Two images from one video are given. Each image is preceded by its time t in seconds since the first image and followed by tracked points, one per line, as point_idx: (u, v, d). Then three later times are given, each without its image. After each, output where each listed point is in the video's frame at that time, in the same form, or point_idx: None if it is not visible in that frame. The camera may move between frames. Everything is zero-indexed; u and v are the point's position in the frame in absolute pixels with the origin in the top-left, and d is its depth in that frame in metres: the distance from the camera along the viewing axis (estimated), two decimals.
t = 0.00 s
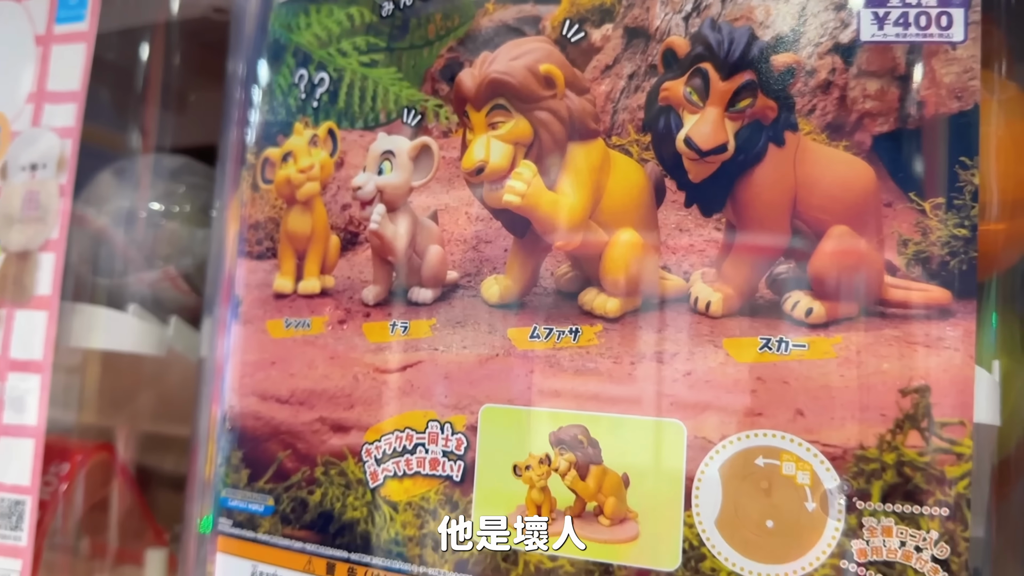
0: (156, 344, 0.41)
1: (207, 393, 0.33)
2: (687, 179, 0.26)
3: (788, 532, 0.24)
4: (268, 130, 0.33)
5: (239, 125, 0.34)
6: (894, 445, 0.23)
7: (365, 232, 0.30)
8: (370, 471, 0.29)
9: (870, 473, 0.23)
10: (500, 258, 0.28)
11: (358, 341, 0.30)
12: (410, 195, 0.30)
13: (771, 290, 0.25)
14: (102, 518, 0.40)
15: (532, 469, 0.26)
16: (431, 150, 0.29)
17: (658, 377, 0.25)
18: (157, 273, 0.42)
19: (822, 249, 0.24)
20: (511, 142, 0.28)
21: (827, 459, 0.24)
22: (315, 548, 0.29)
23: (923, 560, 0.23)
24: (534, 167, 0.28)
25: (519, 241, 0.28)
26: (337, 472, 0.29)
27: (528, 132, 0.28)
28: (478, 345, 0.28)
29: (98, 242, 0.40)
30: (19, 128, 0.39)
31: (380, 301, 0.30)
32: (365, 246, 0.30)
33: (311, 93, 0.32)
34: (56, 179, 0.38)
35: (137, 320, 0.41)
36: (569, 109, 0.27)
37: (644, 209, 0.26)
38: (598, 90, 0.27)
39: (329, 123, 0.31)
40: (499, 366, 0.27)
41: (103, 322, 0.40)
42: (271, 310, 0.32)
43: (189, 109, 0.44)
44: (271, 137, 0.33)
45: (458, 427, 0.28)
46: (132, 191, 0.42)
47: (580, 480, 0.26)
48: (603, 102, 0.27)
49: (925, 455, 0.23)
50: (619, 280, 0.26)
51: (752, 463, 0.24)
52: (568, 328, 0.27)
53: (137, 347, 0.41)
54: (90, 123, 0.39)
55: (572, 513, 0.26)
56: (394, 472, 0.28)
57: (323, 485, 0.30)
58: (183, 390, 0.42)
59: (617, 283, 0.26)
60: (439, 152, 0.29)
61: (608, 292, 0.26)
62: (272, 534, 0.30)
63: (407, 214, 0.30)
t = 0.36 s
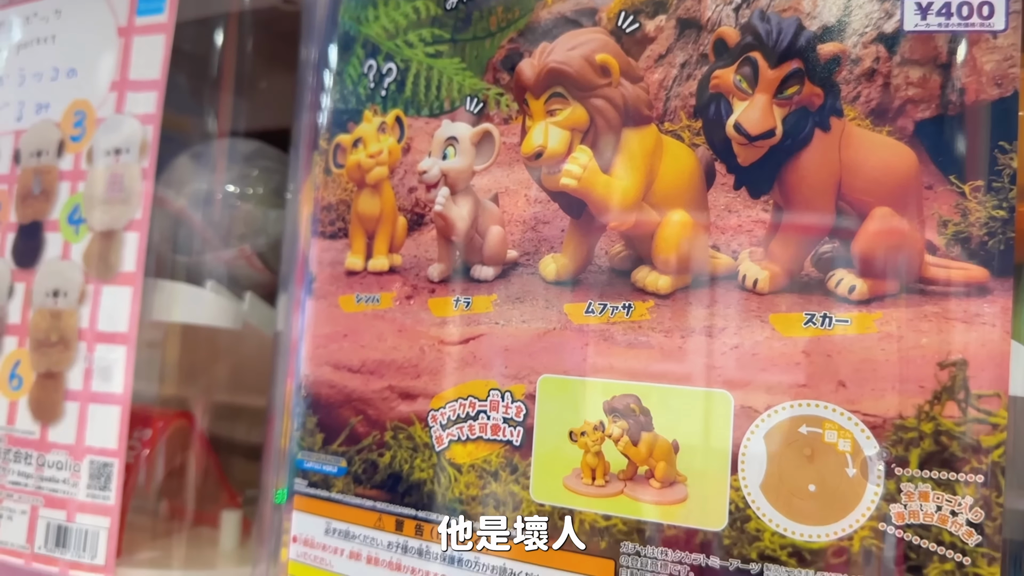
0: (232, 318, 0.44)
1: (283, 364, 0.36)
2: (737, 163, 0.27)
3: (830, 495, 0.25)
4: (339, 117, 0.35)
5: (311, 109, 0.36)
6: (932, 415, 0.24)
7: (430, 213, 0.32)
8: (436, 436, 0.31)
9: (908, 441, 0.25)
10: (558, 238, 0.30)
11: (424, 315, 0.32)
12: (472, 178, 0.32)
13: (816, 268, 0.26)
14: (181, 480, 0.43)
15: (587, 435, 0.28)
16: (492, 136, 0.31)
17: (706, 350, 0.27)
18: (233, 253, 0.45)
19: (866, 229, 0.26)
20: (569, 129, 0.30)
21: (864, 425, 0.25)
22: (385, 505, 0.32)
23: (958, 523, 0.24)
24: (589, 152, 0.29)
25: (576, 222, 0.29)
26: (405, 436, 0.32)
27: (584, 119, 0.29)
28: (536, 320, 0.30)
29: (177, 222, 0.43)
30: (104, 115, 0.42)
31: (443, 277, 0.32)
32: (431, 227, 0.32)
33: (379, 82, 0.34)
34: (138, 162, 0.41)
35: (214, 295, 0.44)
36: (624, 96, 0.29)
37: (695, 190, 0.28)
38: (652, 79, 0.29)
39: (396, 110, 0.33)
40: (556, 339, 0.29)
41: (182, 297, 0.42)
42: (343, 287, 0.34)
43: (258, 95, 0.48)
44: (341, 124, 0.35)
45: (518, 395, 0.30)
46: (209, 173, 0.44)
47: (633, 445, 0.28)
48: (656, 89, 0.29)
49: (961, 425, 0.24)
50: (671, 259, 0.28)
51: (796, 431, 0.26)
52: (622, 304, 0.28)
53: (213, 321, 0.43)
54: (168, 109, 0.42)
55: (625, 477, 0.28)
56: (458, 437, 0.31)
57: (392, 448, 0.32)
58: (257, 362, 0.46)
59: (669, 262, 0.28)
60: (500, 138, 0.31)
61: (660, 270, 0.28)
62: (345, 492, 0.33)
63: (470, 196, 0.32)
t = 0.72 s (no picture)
0: (327, 263, 0.46)
1: (379, 300, 0.39)
2: (825, 95, 0.28)
3: (913, 416, 0.26)
4: (431, 64, 0.37)
5: (401, 80, 0.39)
6: (1015, 339, 0.25)
7: (519, 153, 0.34)
8: (524, 364, 0.33)
9: (991, 365, 0.25)
10: (645, 173, 0.31)
11: (513, 252, 0.34)
12: (561, 118, 0.33)
13: (902, 198, 0.26)
14: (278, 418, 0.46)
15: (672, 360, 0.30)
16: (580, 77, 0.32)
17: (791, 279, 0.28)
18: (330, 199, 0.46)
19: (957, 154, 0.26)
20: (657, 66, 0.31)
21: (950, 350, 0.26)
22: (478, 428, 0.34)
23: None
24: (677, 87, 0.30)
25: (663, 157, 0.30)
26: (495, 365, 0.34)
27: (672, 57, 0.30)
28: (623, 253, 0.31)
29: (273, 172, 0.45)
30: (205, 68, 0.44)
31: (532, 215, 0.33)
32: (519, 167, 0.34)
33: (470, 28, 0.35)
34: (238, 113, 0.43)
35: (309, 240, 0.45)
36: (713, 32, 0.30)
37: (783, 123, 0.28)
38: (741, 14, 0.29)
39: (486, 55, 0.35)
40: (643, 271, 0.30)
41: (279, 242, 0.45)
42: (434, 227, 0.36)
43: (349, 52, 0.49)
44: (434, 71, 0.37)
45: (606, 325, 0.31)
46: (303, 124, 0.46)
47: (718, 369, 0.29)
48: (744, 25, 0.29)
49: None
50: (757, 190, 0.28)
51: (879, 354, 0.26)
52: (708, 236, 0.29)
53: (309, 264, 0.45)
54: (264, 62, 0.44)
55: (708, 402, 0.29)
56: (546, 365, 0.32)
57: (483, 376, 0.34)
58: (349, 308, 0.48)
59: (755, 192, 0.29)
60: (589, 79, 0.32)
61: (745, 202, 0.29)
62: (441, 418, 0.35)
63: (559, 136, 0.33)
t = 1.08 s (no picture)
0: (470, 128, 0.59)
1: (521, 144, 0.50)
2: None
3: (929, 181, 0.35)
4: None
5: None
6: (1007, 120, 0.34)
7: (633, 11, 0.44)
8: (635, 174, 0.43)
9: (989, 139, 0.34)
10: (732, 17, 0.40)
11: (627, 89, 0.44)
12: None
13: (926, 20, 0.35)
14: (435, 256, 0.58)
15: (750, 157, 0.39)
16: None
17: (842, 87, 0.37)
18: (472, 80, 0.59)
19: None
20: None
21: (959, 130, 0.34)
22: (598, 228, 0.44)
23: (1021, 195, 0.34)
24: None
25: (747, 3, 0.40)
26: (612, 177, 0.44)
27: None
28: (714, 79, 0.41)
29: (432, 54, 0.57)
30: None
31: (643, 58, 0.43)
32: (633, 22, 0.44)
33: None
34: (404, 4, 0.54)
35: (456, 110, 0.58)
36: None
37: None
38: None
39: None
40: (729, 91, 0.40)
41: (436, 112, 0.57)
42: (564, 78, 0.47)
43: None
44: None
45: (699, 136, 0.41)
46: (451, 16, 0.58)
47: (785, 159, 0.38)
48: None
49: None
50: (818, 22, 0.38)
51: (907, 138, 0.36)
52: (779, 60, 0.39)
53: (459, 129, 0.58)
54: None
55: (777, 184, 0.38)
56: (652, 172, 0.42)
57: (602, 187, 0.44)
58: (486, 167, 0.61)
59: (816, 24, 0.38)
60: None
61: (809, 31, 0.38)
62: (569, 224, 0.46)
63: None
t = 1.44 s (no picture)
0: (554, 100, 0.79)
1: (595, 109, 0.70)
2: None
3: (865, 126, 0.54)
4: None
5: None
6: (915, 86, 0.52)
7: (674, 14, 0.63)
8: (675, 126, 0.63)
9: (903, 99, 0.53)
10: (741, 19, 0.59)
11: (670, 68, 0.63)
12: None
13: (865, 21, 0.54)
14: (525, 195, 0.79)
15: (751, 113, 0.59)
16: None
17: (810, 65, 0.56)
18: (557, 63, 0.79)
19: None
20: None
21: (884, 93, 0.53)
22: (649, 164, 0.64)
23: (925, 135, 0.52)
24: None
25: (750, 9, 0.59)
26: (660, 130, 0.64)
27: None
28: (729, 61, 0.60)
29: (527, 44, 0.77)
30: None
31: (682, 46, 0.63)
32: (674, 22, 0.63)
33: None
34: (507, 8, 0.75)
35: (544, 87, 0.78)
36: None
37: None
38: None
39: None
40: (738, 69, 0.60)
41: (528, 88, 0.77)
42: (626, 61, 0.66)
43: None
44: None
45: (719, 99, 0.60)
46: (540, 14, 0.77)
47: (775, 114, 0.57)
48: None
49: (928, 89, 0.52)
50: (796, 22, 0.57)
51: (849, 98, 0.54)
52: (771, 48, 0.58)
53: (545, 101, 0.78)
54: None
55: (769, 131, 0.58)
56: (686, 125, 0.62)
57: (652, 136, 0.64)
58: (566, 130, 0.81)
59: (795, 24, 0.57)
60: None
61: (790, 29, 0.57)
62: (628, 163, 0.66)
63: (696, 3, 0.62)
